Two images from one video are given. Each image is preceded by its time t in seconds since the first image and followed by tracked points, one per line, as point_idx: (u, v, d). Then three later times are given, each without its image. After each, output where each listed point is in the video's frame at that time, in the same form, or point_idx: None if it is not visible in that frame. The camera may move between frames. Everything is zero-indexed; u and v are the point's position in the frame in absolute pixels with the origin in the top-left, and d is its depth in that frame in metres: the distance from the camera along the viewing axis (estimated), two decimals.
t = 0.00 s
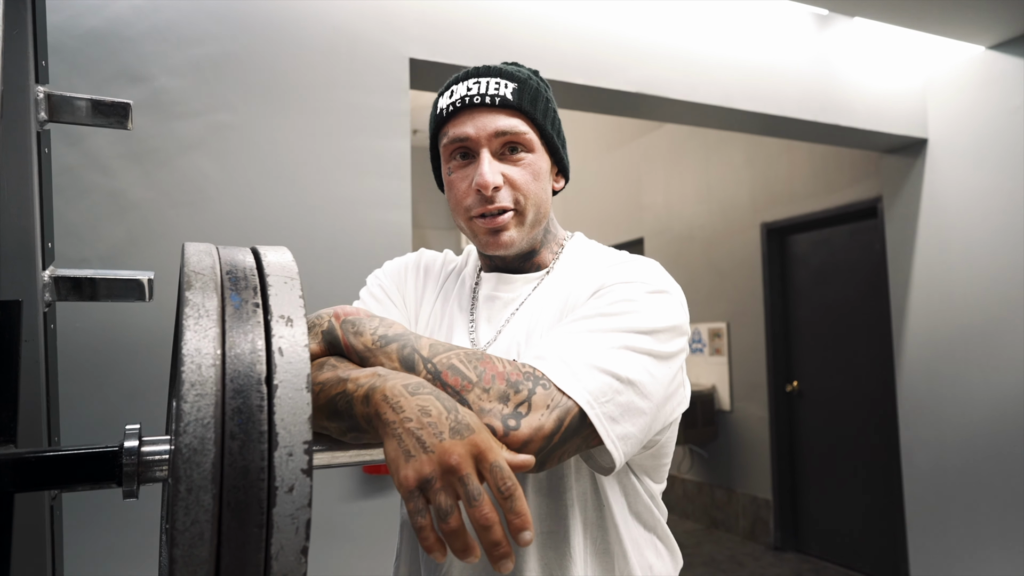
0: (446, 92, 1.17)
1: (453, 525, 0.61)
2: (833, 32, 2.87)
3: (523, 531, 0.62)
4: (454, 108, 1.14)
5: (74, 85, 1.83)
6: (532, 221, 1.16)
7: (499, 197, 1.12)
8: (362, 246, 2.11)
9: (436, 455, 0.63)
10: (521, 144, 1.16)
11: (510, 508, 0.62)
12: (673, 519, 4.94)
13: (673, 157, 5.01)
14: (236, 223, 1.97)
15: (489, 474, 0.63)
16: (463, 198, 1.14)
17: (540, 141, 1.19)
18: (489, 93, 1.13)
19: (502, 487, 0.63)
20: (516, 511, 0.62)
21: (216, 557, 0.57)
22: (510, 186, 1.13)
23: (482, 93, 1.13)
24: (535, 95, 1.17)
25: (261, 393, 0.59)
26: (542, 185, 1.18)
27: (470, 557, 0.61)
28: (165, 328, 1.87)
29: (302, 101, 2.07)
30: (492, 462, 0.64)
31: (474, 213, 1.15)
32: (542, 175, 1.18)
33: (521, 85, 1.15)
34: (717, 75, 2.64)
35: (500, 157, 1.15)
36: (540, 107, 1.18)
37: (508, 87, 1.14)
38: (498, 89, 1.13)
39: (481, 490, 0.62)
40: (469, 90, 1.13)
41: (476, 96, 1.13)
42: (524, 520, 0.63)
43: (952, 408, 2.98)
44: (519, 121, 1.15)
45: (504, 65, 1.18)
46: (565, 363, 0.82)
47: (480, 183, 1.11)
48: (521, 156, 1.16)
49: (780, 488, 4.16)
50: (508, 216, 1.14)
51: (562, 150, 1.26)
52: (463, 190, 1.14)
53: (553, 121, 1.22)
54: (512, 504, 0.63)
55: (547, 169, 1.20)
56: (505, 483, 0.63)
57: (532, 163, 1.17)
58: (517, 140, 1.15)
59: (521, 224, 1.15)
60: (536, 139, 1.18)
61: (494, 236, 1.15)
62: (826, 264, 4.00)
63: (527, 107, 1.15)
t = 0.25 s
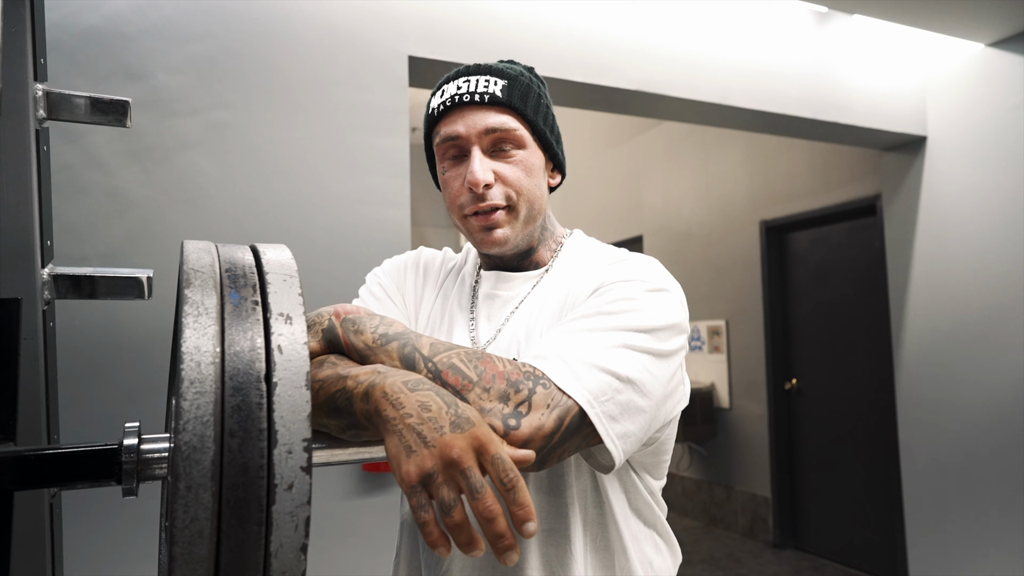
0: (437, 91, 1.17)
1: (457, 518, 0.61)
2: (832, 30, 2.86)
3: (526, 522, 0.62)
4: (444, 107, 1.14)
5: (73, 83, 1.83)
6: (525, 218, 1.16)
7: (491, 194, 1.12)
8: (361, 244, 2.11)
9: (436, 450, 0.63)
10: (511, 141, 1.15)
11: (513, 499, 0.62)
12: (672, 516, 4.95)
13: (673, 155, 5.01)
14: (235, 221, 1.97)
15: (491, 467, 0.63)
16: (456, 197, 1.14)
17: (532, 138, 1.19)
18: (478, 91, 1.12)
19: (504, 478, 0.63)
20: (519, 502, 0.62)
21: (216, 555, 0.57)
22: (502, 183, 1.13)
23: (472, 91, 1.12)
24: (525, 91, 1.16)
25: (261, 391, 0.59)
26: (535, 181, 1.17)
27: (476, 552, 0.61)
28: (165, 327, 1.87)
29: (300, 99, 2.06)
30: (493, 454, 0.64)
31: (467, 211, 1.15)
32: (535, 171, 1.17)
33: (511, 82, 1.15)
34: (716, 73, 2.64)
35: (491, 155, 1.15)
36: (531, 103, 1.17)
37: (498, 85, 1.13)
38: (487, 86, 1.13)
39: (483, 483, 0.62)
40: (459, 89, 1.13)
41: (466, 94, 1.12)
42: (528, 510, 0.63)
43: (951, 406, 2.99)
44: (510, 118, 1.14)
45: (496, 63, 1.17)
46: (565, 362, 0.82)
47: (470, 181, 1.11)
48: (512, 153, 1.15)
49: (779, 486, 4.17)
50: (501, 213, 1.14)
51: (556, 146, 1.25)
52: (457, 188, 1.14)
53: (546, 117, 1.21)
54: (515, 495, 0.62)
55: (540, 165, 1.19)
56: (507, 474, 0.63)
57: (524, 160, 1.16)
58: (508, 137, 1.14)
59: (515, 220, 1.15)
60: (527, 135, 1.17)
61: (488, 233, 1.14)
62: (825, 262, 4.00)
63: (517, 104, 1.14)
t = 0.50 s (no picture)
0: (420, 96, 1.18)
1: (455, 512, 0.60)
2: (831, 30, 2.87)
3: (525, 511, 0.61)
4: (423, 111, 1.14)
5: (71, 83, 1.83)
6: (509, 216, 1.15)
7: (469, 194, 1.12)
8: (360, 244, 2.11)
9: (432, 444, 0.62)
10: (489, 140, 1.14)
11: (510, 489, 0.62)
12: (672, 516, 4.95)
13: (672, 155, 5.01)
14: (234, 222, 1.97)
15: (487, 457, 0.63)
16: (439, 199, 1.15)
17: (513, 135, 1.17)
18: (453, 92, 1.12)
19: (500, 468, 0.62)
20: (516, 492, 0.61)
21: (214, 556, 0.57)
22: (481, 182, 1.12)
23: (447, 93, 1.12)
24: (502, 90, 1.14)
25: (260, 391, 0.59)
26: (517, 179, 1.15)
27: (478, 545, 0.60)
28: (164, 327, 1.87)
29: (299, 99, 2.06)
30: (489, 444, 0.64)
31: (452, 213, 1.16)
32: (517, 169, 1.16)
33: (487, 82, 1.13)
34: (716, 74, 2.64)
35: (471, 154, 1.14)
36: (509, 101, 1.15)
37: (473, 85, 1.12)
38: (462, 88, 1.12)
39: (479, 474, 0.61)
40: (436, 93, 1.13)
41: (442, 97, 1.12)
42: (526, 499, 0.62)
43: (950, 405, 2.99)
44: (486, 117, 1.13)
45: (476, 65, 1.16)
46: (560, 364, 0.82)
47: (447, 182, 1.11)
48: (491, 151, 1.14)
49: (777, 486, 4.17)
50: (483, 213, 1.14)
51: (542, 143, 1.22)
52: (440, 191, 1.15)
53: (529, 114, 1.19)
54: (511, 485, 0.62)
55: (523, 162, 1.17)
56: (503, 463, 0.62)
57: (503, 158, 1.14)
58: (484, 136, 1.13)
59: (498, 219, 1.14)
60: (506, 133, 1.15)
61: (473, 233, 1.15)
62: (824, 262, 4.00)
63: (492, 102, 1.12)
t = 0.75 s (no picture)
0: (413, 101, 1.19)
1: (454, 513, 0.60)
2: (828, 33, 2.87)
3: (523, 512, 0.60)
4: (414, 116, 1.15)
5: (69, 85, 1.82)
6: (500, 220, 1.15)
7: (459, 198, 1.12)
8: (358, 246, 2.11)
9: (429, 445, 0.63)
10: (479, 143, 1.14)
11: (507, 490, 0.62)
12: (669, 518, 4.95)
13: (669, 157, 5.02)
14: (231, 224, 1.97)
15: (484, 459, 0.63)
16: (431, 203, 1.16)
17: (503, 138, 1.16)
18: (443, 97, 1.12)
19: (497, 470, 0.62)
20: (514, 493, 0.61)
21: (211, 559, 0.57)
22: (472, 186, 1.12)
23: (437, 98, 1.13)
24: (492, 94, 1.14)
25: (258, 395, 0.59)
26: (507, 182, 1.15)
27: (476, 546, 0.61)
28: (162, 329, 1.87)
29: (297, 101, 2.06)
30: (486, 446, 0.64)
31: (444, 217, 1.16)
32: (507, 172, 1.16)
33: (477, 86, 1.14)
34: (713, 77, 2.64)
35: (461, 158, 1.14)
36: (499, 104, 1.15)
37: (462, 89, 1.12)
38: (452, 92, 1.12)
39: (476, 475, 0.61)
40: (427, 98, 1.14)
41: (432, 102, 1.13)
42: (524, 499, 0.62)
43: (947, 408, 3.00)
44: (476, 121, 1.13)
45: (468, 70, 1.17)
46: (557, 366, 0.82)
47: (437, 186, 1.12)
48: (480, 155, 1.14)
49: (775, 488, 4.17)
50: (474, 217, 1.14)
51: (534, 147, 1.22)
52: (431, 196, 1.15)
53: (520, 118, 1.19)
54: (509, 487, 0.62)
55: (514, 165, 1.17)
56: (500, 465, 0.63)
57: (493, 161, 1.14)
58: (474, 140, 1.13)
59: (489, 223, 1.14)
60: (496, 136, 1.15)
61: (464, 237, 1.15)
62: (821, 265, 4.01)
63: (482, 106, 1.13)
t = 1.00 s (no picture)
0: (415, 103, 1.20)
1: (456, 504, 0.60)
2: (827, 34, 2.88)
3: (525, 497, 0.61)
4: (417, 116, 1.16)
5: (70, 85, 1.83)
6: (500, 220, 1.15)
7: (460, 198, 1.12)
8: (358, 247, 2.11)
9: (427, 438, 0.63)
10: (481, 145, 1.15)
11: (509, 476, 0.62)
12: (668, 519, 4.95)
13: (669, 158, 5.03)
14: (231, 224, 1.97)
15: (483, 446, 0.62)
16: (431, 203, 1.16)
17: (505, 140, 1.17)
18: (446, 98, 1.13)
19: (497, 457, 0.62)
20: (516, 479, 0.62)
21: (212, 559, 0.57)
22: (473, 186, 1.13)
23: (440, 98, 1.14)
24: (495, 95, 1.15)
25: (258, 395, 0.60)
26: (508, 184, 1.16)
27: (482, 534, 0.60)
28: (161, 329, 1.87)
29: (296, 102, 2.06)
30: (485, 433, 0.63)
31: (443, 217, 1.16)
32: (508, 174, 1.16)
33: (480, 87, 1.15)
34: (712, 78, 2.65)
35: (463, 159, 1.15)
36: (502, 106, 1.16)
37: (466, 90, 1.13)
38: (455, 93, 1.13)
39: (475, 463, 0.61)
40: (430, 98, 1.15)
41: (435, 102, 1.14)
42: (526, 484, 0.62)
43: (945, 409, 3.00)
44: (479, 122, 1.14)
45: (471, 72, 1.18)
46: (556, 365, 0.82)
47: (438, 186, 1.12)
48: (482, 155, 1.14)
49: (774, 489, 4.18)
50: (474, 217, 1.14)
51: (535, 149, 1.23)
52: (432, 195, 1.15)
53: (522, 120, 1.20)
54: (510, 473, 0.62)
55: (515, 167, 1.18)
56: (500, 452, 0.62)
57: (495, 162, 1.15)
58: (476, 140, 1.14)
59: (489, 224, 1.14)
60: (499, 138, 1.16)
61: (464, 238, 1.15)
62: (820, 266, 4.02)
63: (485, 107, 1.14)
